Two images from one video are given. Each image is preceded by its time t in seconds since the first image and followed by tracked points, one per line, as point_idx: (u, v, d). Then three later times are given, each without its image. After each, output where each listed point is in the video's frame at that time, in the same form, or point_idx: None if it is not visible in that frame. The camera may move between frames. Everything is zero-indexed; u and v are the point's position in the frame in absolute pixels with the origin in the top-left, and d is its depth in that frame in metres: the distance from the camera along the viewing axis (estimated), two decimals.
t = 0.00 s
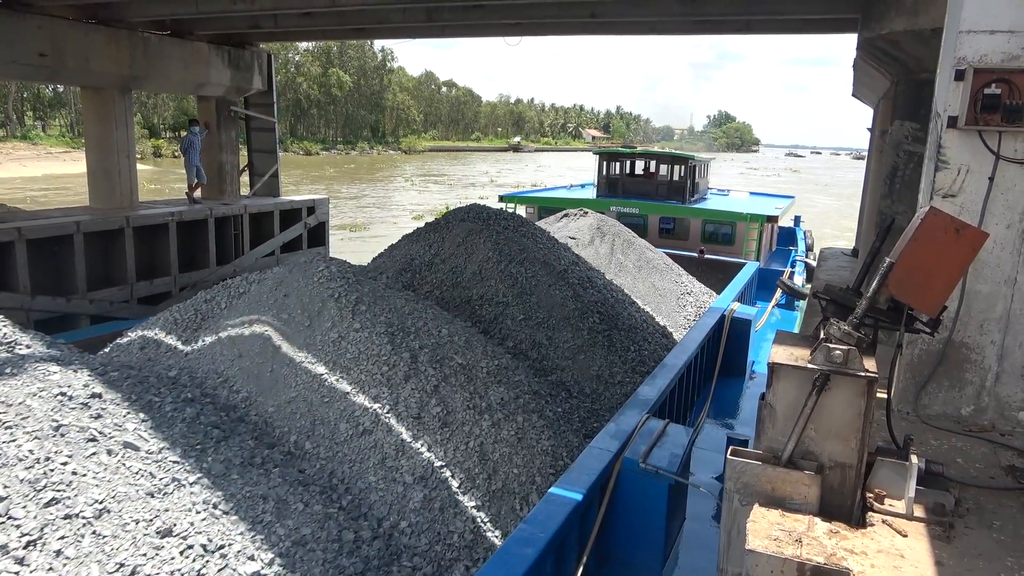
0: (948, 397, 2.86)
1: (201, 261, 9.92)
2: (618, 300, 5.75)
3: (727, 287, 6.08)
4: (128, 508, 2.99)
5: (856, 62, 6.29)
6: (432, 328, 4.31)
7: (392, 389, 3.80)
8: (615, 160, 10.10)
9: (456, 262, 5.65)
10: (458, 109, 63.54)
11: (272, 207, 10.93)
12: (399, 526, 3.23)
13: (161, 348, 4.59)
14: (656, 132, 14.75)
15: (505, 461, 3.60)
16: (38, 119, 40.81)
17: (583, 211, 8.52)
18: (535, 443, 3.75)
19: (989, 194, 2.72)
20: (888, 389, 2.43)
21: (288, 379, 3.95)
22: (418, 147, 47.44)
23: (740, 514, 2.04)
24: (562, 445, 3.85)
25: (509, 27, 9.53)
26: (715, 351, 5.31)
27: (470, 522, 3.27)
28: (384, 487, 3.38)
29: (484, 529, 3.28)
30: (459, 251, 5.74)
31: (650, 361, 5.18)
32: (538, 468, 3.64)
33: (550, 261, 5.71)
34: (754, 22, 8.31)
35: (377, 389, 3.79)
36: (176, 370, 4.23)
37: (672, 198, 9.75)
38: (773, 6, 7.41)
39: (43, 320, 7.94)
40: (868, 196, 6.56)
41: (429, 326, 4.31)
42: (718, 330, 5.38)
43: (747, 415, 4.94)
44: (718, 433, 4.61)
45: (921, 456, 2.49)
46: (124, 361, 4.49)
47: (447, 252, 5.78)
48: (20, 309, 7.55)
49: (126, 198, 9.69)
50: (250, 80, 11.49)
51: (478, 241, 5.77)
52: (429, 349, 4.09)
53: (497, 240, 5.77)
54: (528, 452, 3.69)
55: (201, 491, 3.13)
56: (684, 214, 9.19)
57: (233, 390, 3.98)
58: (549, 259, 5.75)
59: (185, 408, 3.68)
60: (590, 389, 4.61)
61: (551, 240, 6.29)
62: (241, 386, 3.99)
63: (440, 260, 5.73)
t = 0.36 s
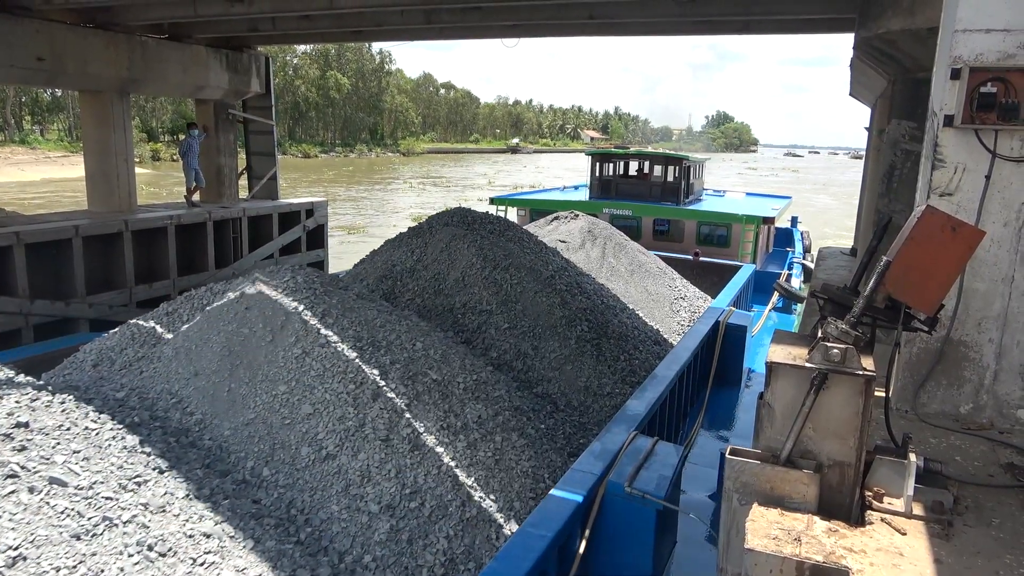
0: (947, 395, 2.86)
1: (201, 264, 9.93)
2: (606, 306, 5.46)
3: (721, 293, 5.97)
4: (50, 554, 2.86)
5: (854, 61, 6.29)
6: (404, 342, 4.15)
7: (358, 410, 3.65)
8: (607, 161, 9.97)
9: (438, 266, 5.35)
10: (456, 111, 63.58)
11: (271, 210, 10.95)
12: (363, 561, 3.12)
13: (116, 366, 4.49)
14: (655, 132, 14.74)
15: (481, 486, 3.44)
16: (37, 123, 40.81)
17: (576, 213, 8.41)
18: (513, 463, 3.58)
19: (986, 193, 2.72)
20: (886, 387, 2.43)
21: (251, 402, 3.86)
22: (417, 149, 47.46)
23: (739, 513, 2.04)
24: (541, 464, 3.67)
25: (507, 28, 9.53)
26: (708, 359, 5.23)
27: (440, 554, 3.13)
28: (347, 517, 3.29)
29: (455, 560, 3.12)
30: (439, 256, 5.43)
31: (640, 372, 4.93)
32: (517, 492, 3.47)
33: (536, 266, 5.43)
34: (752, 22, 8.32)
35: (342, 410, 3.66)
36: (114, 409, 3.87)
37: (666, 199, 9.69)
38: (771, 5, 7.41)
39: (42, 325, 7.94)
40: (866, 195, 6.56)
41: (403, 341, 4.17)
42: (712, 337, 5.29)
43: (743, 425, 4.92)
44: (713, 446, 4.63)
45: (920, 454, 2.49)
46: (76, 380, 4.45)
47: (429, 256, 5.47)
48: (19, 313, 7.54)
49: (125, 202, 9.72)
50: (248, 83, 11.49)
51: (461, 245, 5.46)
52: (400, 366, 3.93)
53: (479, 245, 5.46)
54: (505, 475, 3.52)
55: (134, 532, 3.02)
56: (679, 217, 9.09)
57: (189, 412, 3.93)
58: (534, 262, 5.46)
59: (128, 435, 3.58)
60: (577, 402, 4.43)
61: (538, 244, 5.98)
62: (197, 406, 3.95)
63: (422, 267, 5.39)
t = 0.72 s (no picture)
0: (946, 396, 2.87)
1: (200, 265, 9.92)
2: (597, 314, 5.27)
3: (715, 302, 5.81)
4: None
5: (853, 63, 6.30)
6: (375, 357, 4.10)
7: (318, 433, 3.57)
8: (600, 162, 9.89)
9: (420, 272, 5.17)
10: (456, 112, 63.64)
11: (271, 211, 10.96)
12: None
13: (63, 383, 4.41)
14: (654, 134, 14.75)
15: (452, 513, 3.31)
16: (37, 124, 40.84)
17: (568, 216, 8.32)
18: (487, 491, 3.46)
19: (985, 194, 2.73)
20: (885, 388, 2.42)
21: (206, 425, 3.76)
22: (416, 150, 47.49)
23: (738, 514, 2.04)
24: (517, 487, 3.55)
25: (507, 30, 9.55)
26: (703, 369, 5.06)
27: None
28: (302, 547, 3.16)
29: None
30: (418, 265, 5.23)
31: (631, 383, 4.72)
32: (490, 520, 3.32)
33: (523, 271, 5.24)
34: (751, 24, 8.33)
35: (302, 433, 3.57)
36: (56, 432, 3.82)
37: (661, 201, 9.65)
38: (770, 7, 7.42)
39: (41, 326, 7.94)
40: (865, 197, 6.56)
41: (374, 357, 4.09)
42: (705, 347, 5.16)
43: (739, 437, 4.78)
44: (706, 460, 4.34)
45: (919, 455, 2.49)
46: (19, 397, 4.30)
47: (410, 262, 5.29)
48: (19, 314, 7.54)
49: (124, 203, 9.74)
50: (248, 85, 11.49)
51: (444, 250, 5.28)
52: (369, 386, 3.84)
53: (463, 249, 5.28)
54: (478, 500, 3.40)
55: None
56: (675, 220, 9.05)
57: (136, 436, 3.82)
58: (518, 268, 5.27)
59: (58, 467, 3.50)
60: (563, 416, 4.30)
61: (528, 249, 5.94)
62: (146, 430, 3.85)
63: (402, 274, 5.20)
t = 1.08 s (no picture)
0: (953, 394, 2.86)
1: (205, 267, 9.94)
2: (591, 322, 5.07)
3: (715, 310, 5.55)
4: None
5: (857, 61, 6.28)
6: (347, 372, 3.82)
7: (280, 458, 3.29)
8: (598, 162, 9.73)
9: (406, 278, 5.04)
10: (460, 113, 63.69)
11: (276, 213, 10.99)
12: None
13: (11, 404, 4.08)
14: (658, 133, 14.73)
15: (426, 546, 3.03)
16: (43, 129, 41.05)
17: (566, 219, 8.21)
18: (468, 518, 3.18)
19: (990, 192, 2.72)
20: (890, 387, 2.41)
21: (159, 450, 3.44)
22: (421, 151, 47.55)
23: (745, 514, 2.04)
24: (500, 513, 3.27)
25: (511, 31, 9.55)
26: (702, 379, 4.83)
27: None
28: None
29: None
30: (403, 273, 5.09)
31: (627, 394, 4.61)
32: (468, 551, 3.04)
33: (514, 277, 5.05)
34: (754, 23, 8.32)
35: (262, 458, 3.29)
36: None
37: (661, 202, 9.58)
38: (773, 6, 7.40)
39: (48, 329, 7.97)
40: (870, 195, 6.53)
41: (344, 371, 3.83)
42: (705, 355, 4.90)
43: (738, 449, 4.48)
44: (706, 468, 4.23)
45: (926, 454, 2.48)
46: None
47: (396, 268, 5.16)
48: (26, 317, 7.60)
49: (130, 206, 9.78)
50: (252, 87, 11.53)
51: (431, 256, 5.13)
52: (338, 406, 3.57)
53: (451, 255, 5.13)
54: (455, 530, 3.12)
55: None
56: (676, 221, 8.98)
57: (82, 462, 3.39)
58: (507, 273, 5.06)
59: None
60: (555, 431, 4.15)
61: (523, 254, 5.79)
62: (92, 457, 3.43)
63: (387, 282, 5.08)
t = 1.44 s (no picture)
0: (969, 397, 2.83)
1: (219, 265, 10.00)
2: (589, 329, 4.89)
3: (720, 316, 5.33)
4: None
5: (873, 61, 6.24)
6: (321, 389, 3.66)
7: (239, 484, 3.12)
8: (604, 162, 9.43)
9: (397, 284, 4.88)
10: (473, 113, 63.74)
11: (289, 212, 11.06)
12: None
13: None
14: (671, 134, 14.67)
15: None
16: (61, 128, 41.48)
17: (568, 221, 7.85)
18: (448, 548, 2.97)
19: (1009, 193, 2.69)
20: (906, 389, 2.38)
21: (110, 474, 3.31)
22: (433, 151, 47.64)
23: (757, 516, 2.03)
24: (482, 543, 3.04)
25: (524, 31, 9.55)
26: (707, 391, 4.62)
27: None
28: None
29: None
30: (395, 279, 4.92)
31: (628, 407, 4.38)
32: None
33: (508, 282, 4.86)
34: (769, 22, 8.27)
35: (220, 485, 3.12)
36: None
37: (669, 203, 9.22)
38: (787, 5, 7.35)
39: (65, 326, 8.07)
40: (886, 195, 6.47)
41: (314, 387, 3.67)
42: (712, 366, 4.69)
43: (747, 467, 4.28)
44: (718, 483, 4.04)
45: (941, 457, 2.46)
46: None
47: (388, 273, 4.99)
48: (43, 314, 7.69)
49: (145, 204, 9.86)
50: (267, 87, 11.60)
51: (424, 259, 4.95)
52: (305, 426, 3.42)
53: (445, 258, 4.94)
54: (433, 563, 2.93)
55: None
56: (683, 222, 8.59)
57: (26, 490, 3.37)
58: (500, 279, 4.87)
59: None
60: (548, 446, 3.96)
61: (525, 259, 5.58)
62: (39, 482, 3.41)
63: (378, 287, 4.93)
